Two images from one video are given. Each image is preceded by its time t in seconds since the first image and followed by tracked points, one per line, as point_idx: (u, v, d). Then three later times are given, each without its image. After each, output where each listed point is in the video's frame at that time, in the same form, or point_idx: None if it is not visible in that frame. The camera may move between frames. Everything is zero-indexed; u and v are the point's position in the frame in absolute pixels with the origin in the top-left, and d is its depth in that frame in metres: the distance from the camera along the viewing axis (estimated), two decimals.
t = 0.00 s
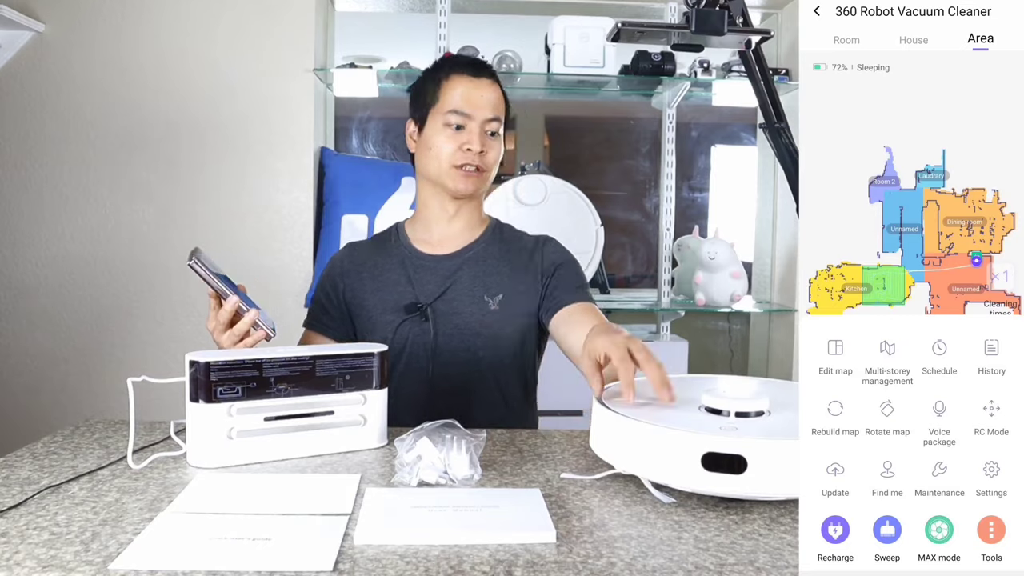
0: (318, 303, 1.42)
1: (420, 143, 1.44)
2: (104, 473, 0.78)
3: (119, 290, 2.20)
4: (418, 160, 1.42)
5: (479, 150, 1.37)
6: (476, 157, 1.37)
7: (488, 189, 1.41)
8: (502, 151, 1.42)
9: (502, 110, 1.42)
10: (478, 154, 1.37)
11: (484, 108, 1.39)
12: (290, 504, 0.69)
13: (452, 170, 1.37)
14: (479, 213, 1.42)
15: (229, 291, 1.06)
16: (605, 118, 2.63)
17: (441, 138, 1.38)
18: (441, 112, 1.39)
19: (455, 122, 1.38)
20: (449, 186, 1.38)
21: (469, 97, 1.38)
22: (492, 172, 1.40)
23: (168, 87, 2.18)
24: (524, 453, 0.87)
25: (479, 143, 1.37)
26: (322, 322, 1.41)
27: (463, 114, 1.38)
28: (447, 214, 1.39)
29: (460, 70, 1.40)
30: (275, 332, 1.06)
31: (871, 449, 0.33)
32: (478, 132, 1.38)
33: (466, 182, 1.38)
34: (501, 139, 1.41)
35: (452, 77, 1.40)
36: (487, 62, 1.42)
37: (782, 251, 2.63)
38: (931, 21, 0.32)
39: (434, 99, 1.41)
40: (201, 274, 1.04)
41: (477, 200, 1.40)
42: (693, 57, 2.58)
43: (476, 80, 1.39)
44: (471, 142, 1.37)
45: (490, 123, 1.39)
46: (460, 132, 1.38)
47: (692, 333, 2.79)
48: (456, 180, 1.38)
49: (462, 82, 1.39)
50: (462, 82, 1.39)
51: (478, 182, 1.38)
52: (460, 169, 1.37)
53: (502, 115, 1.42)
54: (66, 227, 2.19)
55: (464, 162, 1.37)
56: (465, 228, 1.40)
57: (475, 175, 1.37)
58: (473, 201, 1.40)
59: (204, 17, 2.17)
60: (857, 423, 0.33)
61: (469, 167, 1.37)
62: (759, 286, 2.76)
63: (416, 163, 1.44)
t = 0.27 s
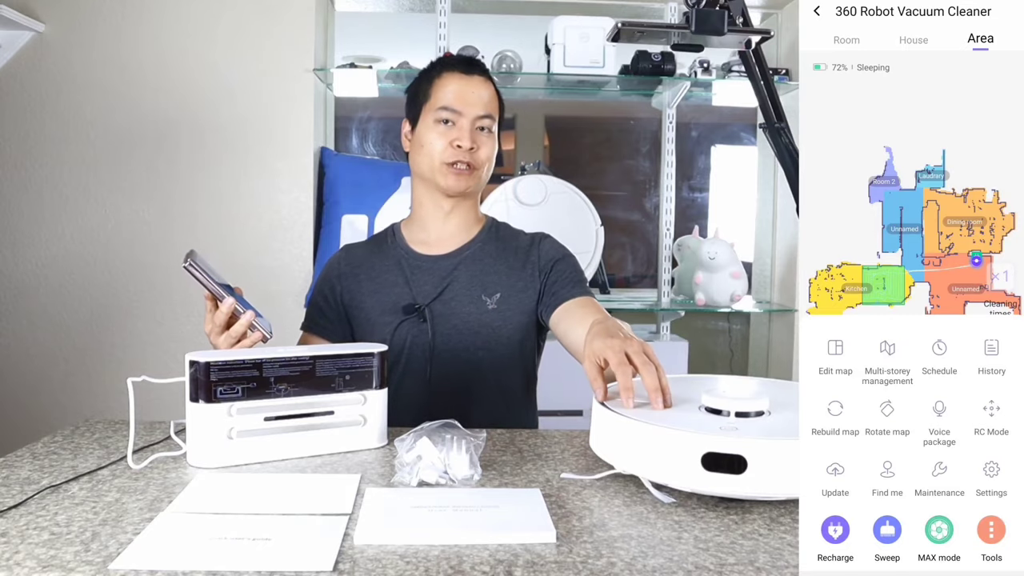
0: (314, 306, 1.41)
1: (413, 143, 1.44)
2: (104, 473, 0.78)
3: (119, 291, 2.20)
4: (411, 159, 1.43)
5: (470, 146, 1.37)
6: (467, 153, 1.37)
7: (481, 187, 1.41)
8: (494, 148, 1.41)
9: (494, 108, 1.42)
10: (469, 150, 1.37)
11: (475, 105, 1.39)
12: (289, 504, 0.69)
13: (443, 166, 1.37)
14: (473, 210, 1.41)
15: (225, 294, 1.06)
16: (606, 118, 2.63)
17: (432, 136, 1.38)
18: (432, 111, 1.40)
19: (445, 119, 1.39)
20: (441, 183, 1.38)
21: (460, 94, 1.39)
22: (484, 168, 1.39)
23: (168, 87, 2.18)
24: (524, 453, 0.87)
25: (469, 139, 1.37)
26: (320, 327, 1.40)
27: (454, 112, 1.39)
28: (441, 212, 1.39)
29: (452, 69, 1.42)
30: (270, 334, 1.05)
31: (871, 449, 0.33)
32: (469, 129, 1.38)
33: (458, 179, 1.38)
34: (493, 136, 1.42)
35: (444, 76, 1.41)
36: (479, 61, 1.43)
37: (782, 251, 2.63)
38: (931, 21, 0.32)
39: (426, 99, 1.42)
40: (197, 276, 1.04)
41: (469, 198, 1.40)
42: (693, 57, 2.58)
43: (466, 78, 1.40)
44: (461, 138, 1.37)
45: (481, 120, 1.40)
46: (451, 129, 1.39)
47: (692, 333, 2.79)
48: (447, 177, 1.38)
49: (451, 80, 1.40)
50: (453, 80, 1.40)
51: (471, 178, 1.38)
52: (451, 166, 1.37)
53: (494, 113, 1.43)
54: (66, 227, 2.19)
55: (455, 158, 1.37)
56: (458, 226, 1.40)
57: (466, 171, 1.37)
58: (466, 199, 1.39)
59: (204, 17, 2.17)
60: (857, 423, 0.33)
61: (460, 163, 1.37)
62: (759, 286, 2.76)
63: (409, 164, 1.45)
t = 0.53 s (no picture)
0: (314, 307, 1.42)
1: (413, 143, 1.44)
2: (104, 473, 0.78)
3: (119, 291, 2.20)
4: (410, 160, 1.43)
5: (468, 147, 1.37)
6: (466, 153, 1.37)
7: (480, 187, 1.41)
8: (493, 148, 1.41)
9: (493, 108, 1.42)
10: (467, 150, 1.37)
11: (473, 105, 1.39)
12: (289, 504, 0.69)
13: (442, 166, 1.37)
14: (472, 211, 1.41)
15: (222, 295, 1.06)
16: (606, 118, 2.63)
17: (431, 136, 1.38)
18: (430, 111, 1.40)
19: (444, 119, 1.39)
20: (440, 183, 1.38)
21: (459, 94, 1.39)
22: (483, 167, 1.39)
23: (168, 87, 2.18)
24: (524, 453, 0.87)
25: (467, 139, 1.37)
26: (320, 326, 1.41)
27: (452, 112, 1.39)
28: (442, 212, 1.39)
29: (451, 69, 1.42)
30: (267, 336, 1.05)
31: (872, 449, 0.33)
32: (468, 129, 1.38)
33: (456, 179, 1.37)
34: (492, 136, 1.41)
35: (443, 76, 1.41)
36: (478, 61, 1.43)
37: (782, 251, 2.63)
38: (931, 21, 0.32)
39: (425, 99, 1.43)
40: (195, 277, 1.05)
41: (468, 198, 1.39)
42: (693, 57, 2.58)
43: (465, 78, 1.40)
44: (460, 138, 1.37)
45: (479, 121, 1.40)
46: (450, 129, 1.39)
47: (692, 333, 2.79)
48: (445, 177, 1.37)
49: (451, 80, 1.40)
50: (451, 80, 1.40)
51: (470, 178, 1.38)
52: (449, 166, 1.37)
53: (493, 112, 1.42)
54: (66, 227, 2.19)
55: (454, 158, 1.37)
56: (456, 226, 1.40)
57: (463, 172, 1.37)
58: (465, 199, 1.39)
59: (204, 17, 2.17)
60: (857, 423, 0.33)
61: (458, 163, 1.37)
62: (758, 286, 2.76)
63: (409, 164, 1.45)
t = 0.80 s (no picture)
0: (314, 307, 1.42)
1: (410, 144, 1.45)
2: (104, 473, 0.78)
3: (119, 291, 2.20)
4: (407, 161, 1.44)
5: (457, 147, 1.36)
6: (456, 153, 1.36)
7: (474, 186, 1.40)
8: (487, 146, 1.40)
9: (486, 106, 1.40)
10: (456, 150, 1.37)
11: (464, 104, 1.38)
12: (289, 504, 0.69)
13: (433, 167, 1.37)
14: (468, 210, 1.40)
15: (218, 294, 1.06)
16: (605, 118, 2.63)
17: (422, 137, 1.39)
18: (423, 111, 1.40)
19: (435, 119, 1.39)
20: (433, 184, 1.38)
21: (450, 93, 1.39)
22: (475, 166, 1.38)
23: (168, 87, 2.18)
24: (524, 453, 0.87)
25: (457, 139, 1.37)
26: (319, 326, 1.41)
27: (443, 112, 1.39)
28: (436, 212, 1.39)
29: (443, 68, 1.41)
30: (264, 335, 1.05)
31: (871, 449, 0.33)
32: (458, 128, 1.38)
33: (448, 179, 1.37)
34: (485, 134, 1.40)
35: (436, 76, 1.41)
36: (470, 58, 1.41)
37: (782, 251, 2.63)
38: (931, 21, 0.32)
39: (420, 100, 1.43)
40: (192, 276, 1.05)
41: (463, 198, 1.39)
42: (693, 57, 2.58)
43: (456, 77, 1.39)
44: (449, 138, 1.37)
45: (471, 119, 1.39)
46: (441, 129, 1.38)
47: (692, 333, 2.79)
48: (437, 178, 1.37)
49: (443, 80, 1.40)
50: (443, 80, 1.40)
51: (462, 177, 1.37)
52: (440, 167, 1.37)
53: (487, 109, 1.41)
54: (66, 227, 2.19)
55: (444, 158, 1.37)
56: (451, 226, 1.39)
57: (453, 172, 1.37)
58: (459, 198, 1.39)
59: (204, 17, 2.17)
60: (857, 423, 0.33)
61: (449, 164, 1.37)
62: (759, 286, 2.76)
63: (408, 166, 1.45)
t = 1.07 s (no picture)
0: (315, 307, 1.41)
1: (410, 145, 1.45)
2: (104, 473, 0.78)
3: (119, 291, 2.20)
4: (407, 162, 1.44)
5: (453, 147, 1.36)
6: (451, 152, 1.36)
7: (473, 185, 1.39)
8: (484, 144, 1.39)
9: (483, 104, 1.40)
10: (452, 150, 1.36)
11: (460, 103, 1.38)
12: (289, 504, 0.69)
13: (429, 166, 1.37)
14: (467, 209, 1.40)
15: (219, 294, 1.06)
16: (605, 118, 2.63)
17: (418, 137, 1.39)
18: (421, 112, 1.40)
19: (432, 120, 1.39)
20: (430, 184, 1.38)
21: (447, 93, 1.38)
22: (472, 165, 1.37)
23: (168, 87, 2.18)
24: (524, 453, 0.87)
25: (453, 139, 1.36)
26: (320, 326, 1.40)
27: (439, 112, 1.39)
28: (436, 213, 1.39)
29: (440, 68, 1.41)
30: (264, 335, 1.05)
31: (871, 449, 0.33)
32: (454, 128, 1.37)
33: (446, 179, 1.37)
34: (483, 133, 1.39)
35: (433, 76, 1.41)
36: (467, 57, 1.41)
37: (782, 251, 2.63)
38: (931, 21, 0.32)
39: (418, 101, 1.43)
40: (192, 277, 1.05)
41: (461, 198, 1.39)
42: (693, 57, 2.58)
43: (453, 76, 1.39)
44: (445, 138, 1.37)
45: (467, 119, 1.38)
46: (437, 129, 1.38)
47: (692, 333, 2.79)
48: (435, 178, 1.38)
49: (440, 80, 1.40)
50: (440, 80, 1.40)
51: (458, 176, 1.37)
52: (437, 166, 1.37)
53: (484, 108, 1.40)
54: (66, 227, 2.19)
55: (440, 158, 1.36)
56: (451, 226, 1.39)
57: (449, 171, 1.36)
58: (457, 198, 1.38)
59: (204, 17, 2.17)
60: (857, 423, 0.33)
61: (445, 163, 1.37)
62: (759, 286, 2.76)
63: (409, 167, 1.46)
